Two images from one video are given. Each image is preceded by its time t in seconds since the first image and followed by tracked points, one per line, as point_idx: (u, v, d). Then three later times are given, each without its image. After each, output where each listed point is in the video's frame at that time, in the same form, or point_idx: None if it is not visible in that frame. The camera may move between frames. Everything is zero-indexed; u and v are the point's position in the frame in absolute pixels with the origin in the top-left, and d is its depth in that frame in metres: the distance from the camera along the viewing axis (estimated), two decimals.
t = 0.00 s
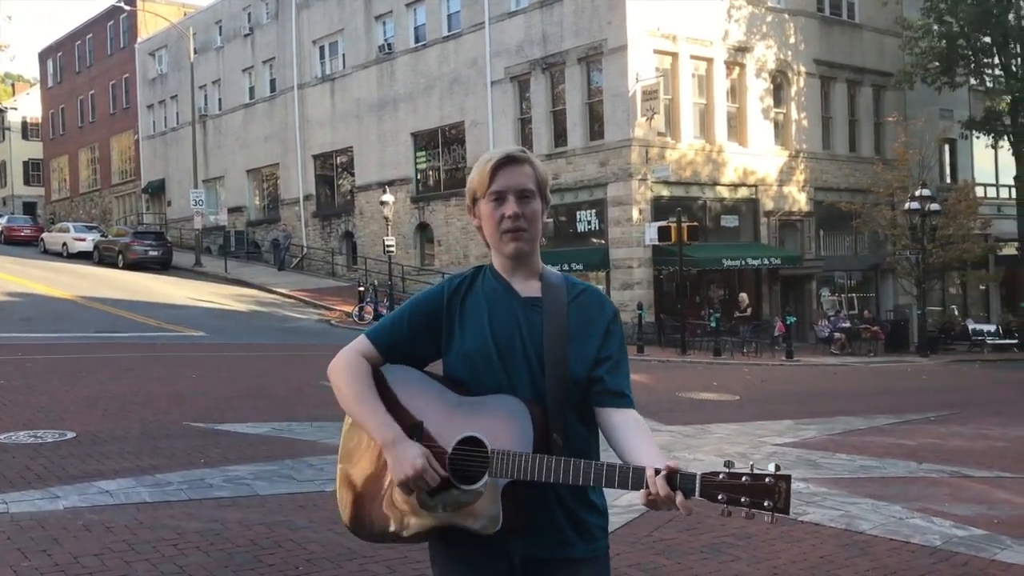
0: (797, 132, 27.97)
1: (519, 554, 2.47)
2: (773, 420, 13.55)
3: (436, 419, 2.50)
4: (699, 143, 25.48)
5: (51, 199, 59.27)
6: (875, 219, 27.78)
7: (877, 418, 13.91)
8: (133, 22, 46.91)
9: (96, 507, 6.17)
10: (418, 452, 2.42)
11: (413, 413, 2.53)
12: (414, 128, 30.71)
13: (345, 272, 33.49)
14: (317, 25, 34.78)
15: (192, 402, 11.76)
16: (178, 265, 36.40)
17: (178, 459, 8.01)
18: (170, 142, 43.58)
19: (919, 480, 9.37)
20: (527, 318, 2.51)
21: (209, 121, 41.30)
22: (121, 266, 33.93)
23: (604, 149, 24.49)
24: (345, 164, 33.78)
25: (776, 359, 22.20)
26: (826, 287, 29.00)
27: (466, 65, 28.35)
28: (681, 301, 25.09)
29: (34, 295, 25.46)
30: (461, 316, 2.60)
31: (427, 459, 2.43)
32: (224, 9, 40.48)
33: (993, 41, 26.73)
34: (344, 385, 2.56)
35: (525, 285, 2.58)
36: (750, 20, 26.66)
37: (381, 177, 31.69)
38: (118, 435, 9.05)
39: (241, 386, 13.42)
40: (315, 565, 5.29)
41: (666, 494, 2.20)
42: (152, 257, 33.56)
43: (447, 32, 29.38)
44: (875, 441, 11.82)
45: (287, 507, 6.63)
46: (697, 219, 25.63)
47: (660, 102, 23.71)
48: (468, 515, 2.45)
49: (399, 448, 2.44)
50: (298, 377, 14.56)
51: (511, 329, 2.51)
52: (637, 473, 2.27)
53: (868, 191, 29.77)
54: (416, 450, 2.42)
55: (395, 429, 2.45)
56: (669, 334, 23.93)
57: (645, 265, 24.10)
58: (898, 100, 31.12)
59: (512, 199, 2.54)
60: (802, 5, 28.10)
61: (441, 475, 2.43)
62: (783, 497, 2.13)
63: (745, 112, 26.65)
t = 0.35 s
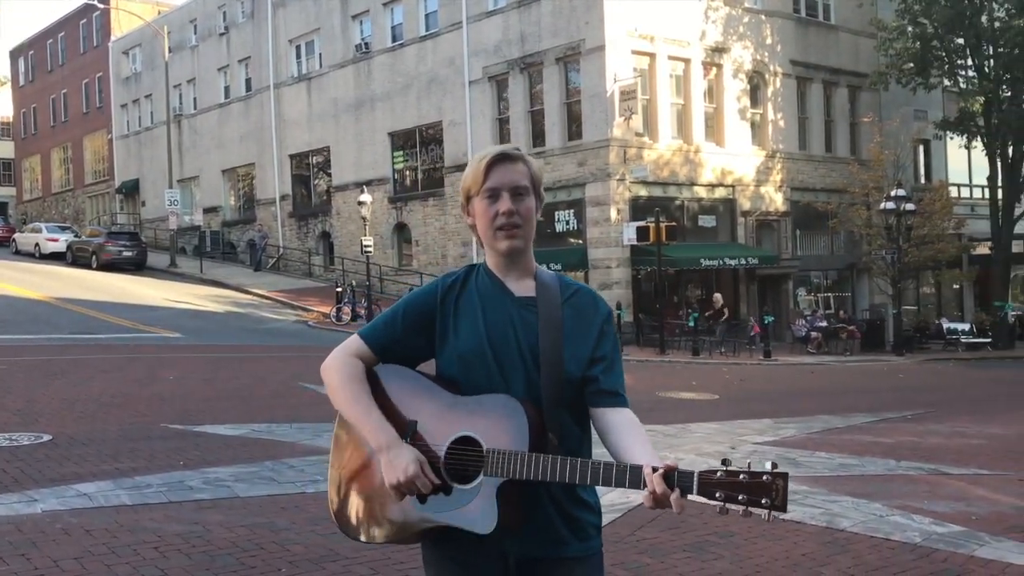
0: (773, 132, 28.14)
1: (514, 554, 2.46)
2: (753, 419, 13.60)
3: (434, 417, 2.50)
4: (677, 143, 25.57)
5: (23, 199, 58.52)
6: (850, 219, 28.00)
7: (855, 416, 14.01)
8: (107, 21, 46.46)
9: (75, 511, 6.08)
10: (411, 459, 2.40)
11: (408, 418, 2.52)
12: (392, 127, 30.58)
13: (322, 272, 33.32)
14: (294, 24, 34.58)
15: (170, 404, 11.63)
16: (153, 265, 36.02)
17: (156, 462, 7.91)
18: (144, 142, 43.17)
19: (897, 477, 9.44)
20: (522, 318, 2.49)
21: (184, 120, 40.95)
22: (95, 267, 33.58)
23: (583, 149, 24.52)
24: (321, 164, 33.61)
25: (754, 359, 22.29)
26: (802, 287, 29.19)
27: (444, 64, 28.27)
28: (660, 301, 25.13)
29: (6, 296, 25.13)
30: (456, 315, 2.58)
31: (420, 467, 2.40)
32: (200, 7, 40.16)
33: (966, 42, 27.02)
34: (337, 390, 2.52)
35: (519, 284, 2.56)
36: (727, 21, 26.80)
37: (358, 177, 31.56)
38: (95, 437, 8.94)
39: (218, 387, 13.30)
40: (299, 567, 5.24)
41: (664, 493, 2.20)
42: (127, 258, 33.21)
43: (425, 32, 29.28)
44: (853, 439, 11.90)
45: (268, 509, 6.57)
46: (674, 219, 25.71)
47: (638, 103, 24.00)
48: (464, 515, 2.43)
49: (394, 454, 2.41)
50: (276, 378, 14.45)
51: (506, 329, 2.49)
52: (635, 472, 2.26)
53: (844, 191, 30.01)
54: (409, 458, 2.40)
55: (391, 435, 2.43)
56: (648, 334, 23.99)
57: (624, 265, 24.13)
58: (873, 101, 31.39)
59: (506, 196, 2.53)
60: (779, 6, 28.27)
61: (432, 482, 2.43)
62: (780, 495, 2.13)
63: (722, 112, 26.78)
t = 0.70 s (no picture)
0: (759, 132, 28.25)
1: (515, 551, 2.45)
2: (738, 417, 13.65)
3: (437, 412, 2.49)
4: (663, 143, 25.64)
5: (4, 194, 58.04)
6: (835, 219, 28.15)
7: (840, 415, 14.09)
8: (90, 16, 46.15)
9: (60, 508, 6.04)
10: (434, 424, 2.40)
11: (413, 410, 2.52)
12: (377, 124, 30.51)
13: (307, 270, 33.24)
14: (279, 20, 34.41)
15: (155, 401, 11.57)
16: (137, 262, 35.78)
17: (142, 459, 7.86)
18: (128, 137, 42.90)
19: (882, 475, 9.50)
20: (524, 314, 2.50)
21: (168, 116, 40.70)
22: (77, 263, 33.36)
23: (569, 148, 24.54)
24: (306, 161, 33.50)
25: (739, 358, 22.37)
26: (786, 286, 29.37)
27: (430, 62, 28.21)
28: (646, 300, 25.19)
29: None
30: (456, 310, 2.57)
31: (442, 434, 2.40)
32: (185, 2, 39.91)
33: (950, 44, 27.18)
34: (341, 380, 2.53)
35: (519, 281, 2.57)
36: (713, 21, 26.88)
37: (344, 174, 31.48)
38: (79, 434, 8.88)
39: (203, 385, 13.24)
40: (287, 565, 5.22)
41: (673, 488, 2.21)
42: (110, 254, 32.98)
43: (411, 29, 29.20)
44: (838, 437, 11.97)
45: (255, 506, 6.55)
46: (660, 218, 25.78)
47: (624, 102, 24.04)
48: (466, 510, 2.43)
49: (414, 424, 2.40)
50: (262, 376, 14.40)
51: (507, 326, 2.49)
52: (644, 467, 2.28)
53: (828, 191, 30.19)
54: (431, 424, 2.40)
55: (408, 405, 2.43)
56: (633, 332, 24.04)
57: (609, 264, 24.17)
58: (857, 102, 31.58)
59: (509, 188, 2.53)
60: (764, 6, 28.36)
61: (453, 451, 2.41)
62: (789, 489, 2.16)
63: (707, 112, 26.87)
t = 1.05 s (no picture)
0: (752, 127, 28.27)
1: (515, 545, 2.46)
2: (730, 412, 13.69)
3: (436, 407, 2.48)
4: (656, 138, 25.65)
5: None
6: (827, 215, 28.23)
7: (831, 410, 14.14)
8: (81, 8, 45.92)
9: (53, 502, 6.02)
10: (411, 451, 2.37)
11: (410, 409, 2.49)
12: (370, 118, 30.44)
13: (300, 264, 33.20)
14: (273, 13, 34.27)
15: (147, 394, 11.54)
16: (129, 255, 35.67)
17: (135, 453, 7.84)
18: (119, 130, 42.72)
19: (873, 471, 9.55)
20: (524, 308, 2.50)
21: (160, 109, 40.55)
22: (68, 256, 33.25)
23: (562, 143, 24.53)
24: (298, 155, 33.43)
25: (731, 353, 22.44)
26: (778, 282, 29.47)
27: (424, 55, 28.16)
28: (638, 296, 25.24)
29: None
30: (455, 303, 2.57)
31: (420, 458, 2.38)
32: None
33: (943, 40, 27.23)
34: (335, 378, 2.49)
35: (519, 276, 2.58)
36: (707, 16, 26.88)
37: (337, 168, 31.42)
38: (71, 428, 8.85)
39: (195, 379, 13.20)
40: (280, 559, 5.22)
41: (674, 484, 2.23)
42: (101, 248, 32.86)
43: (404, 23, 29.14)
44: (830, 433, 12.01)
45: (248, 500, 6.54)
46: (653, 213, 25.81)
47: (618, 97, 24.05)
48: (466, 505, 2.42)
49: (393, 444, 2.38)
50: (254, 369, 14.37)
51: (508, 322, 2.49)
52: (645, 463, 2.29)
53: (821, 187, 30.27)
54: (409, 448, 2.37)
55: (389, 424, 2.39)
56: (625, 328, 24.09)
57: (602, 259, 24.19)
58: (849, 98, 31.65)
59: (507, 183, 2.53)
60: (758, 2, 28.37)
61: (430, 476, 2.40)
62: (788, 485, 2.18)
63: (701, 107, 26.90)
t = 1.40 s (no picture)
0: (754, 122, 28.23)
1: (513, 537, 2.45)
2: (732, 407, 13.70)
3: (437, 397, 2.49)
4: (659, 133, 25.62)
5: None
6: (829, 210, 28.21)
7: (834, 405, 14.14)
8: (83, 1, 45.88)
9: (57, 494, 6.03)
10: (420, 426, 2.37)
11: (413, 398, 2.51)
12: (372, 112, 30.41)
13: (302, 258, 33.22)
14: (275, 7, 34.22)
15: (150, 388, 11.55)
16: (131, 249, 35.70)
17: (139, 446, 7.86)
18: (121, 124, 42.71)
19: (876, 465, 9.55)
20: (523, 303, 2.50)
21: (162, 103, 40.52)
22: (71, 250, 33.28)
23: (564, 137, 24.52)
24: (300, 149, 33.42)
25: (733, 348, 22.46)
26: (780, 277, 29.44)
27: (426, 50, 28.13)
28: (640, 291, 25.25)
29: None
30: (455, 298, 2.57)
31: (431, 432, 2.37)
32: None
33: (946, 35, 27.16)
34: (338, 366, 2.51)
35: (519, 270, 2.57)
36: (709, 11, 26.82)
37: (339, 163, 31.42)
38: (74, 421, 8.86)
39: (198, 372, 13.22)
40: (284, 552, 5.23)
41: (670, 476, 2.22)
42: (104, 241, 32.87)
43: (407, 17, 29.11)
44: (832, 428, 12.01)
45: (251, 493, 6.55)
46: (655, 208, 25.80)
47: (621, 91, 24.02)
48: (463, 496, 2.41)
49: (401, 423, 2.38)
50: (257, 363, 14.38)
51: (508, 316, 2.49)
52: (640, 455, 2.28)
53: (823, 182, 30.23)
54: (418, 424, 2.37)
55: (397, 405, 2.40)
56: (627, 322, 24.10)
57: (604, 254, 24.19)
58: (852, 93, 31.59)
59: (506, 179, 2.53)
60: None
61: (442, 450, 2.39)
62: (782, 478, 2.17)
63: (703, 102, 26.86)
